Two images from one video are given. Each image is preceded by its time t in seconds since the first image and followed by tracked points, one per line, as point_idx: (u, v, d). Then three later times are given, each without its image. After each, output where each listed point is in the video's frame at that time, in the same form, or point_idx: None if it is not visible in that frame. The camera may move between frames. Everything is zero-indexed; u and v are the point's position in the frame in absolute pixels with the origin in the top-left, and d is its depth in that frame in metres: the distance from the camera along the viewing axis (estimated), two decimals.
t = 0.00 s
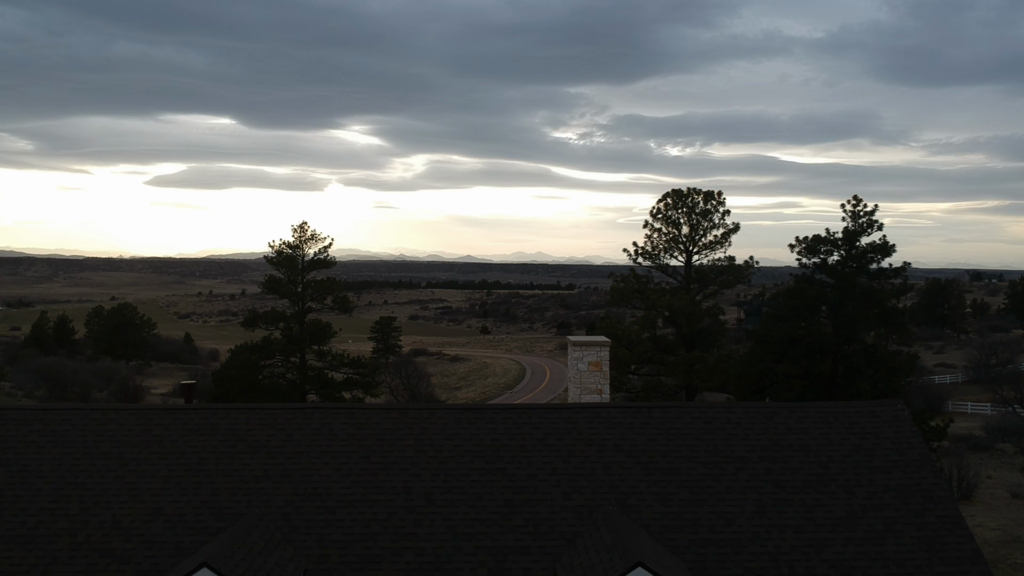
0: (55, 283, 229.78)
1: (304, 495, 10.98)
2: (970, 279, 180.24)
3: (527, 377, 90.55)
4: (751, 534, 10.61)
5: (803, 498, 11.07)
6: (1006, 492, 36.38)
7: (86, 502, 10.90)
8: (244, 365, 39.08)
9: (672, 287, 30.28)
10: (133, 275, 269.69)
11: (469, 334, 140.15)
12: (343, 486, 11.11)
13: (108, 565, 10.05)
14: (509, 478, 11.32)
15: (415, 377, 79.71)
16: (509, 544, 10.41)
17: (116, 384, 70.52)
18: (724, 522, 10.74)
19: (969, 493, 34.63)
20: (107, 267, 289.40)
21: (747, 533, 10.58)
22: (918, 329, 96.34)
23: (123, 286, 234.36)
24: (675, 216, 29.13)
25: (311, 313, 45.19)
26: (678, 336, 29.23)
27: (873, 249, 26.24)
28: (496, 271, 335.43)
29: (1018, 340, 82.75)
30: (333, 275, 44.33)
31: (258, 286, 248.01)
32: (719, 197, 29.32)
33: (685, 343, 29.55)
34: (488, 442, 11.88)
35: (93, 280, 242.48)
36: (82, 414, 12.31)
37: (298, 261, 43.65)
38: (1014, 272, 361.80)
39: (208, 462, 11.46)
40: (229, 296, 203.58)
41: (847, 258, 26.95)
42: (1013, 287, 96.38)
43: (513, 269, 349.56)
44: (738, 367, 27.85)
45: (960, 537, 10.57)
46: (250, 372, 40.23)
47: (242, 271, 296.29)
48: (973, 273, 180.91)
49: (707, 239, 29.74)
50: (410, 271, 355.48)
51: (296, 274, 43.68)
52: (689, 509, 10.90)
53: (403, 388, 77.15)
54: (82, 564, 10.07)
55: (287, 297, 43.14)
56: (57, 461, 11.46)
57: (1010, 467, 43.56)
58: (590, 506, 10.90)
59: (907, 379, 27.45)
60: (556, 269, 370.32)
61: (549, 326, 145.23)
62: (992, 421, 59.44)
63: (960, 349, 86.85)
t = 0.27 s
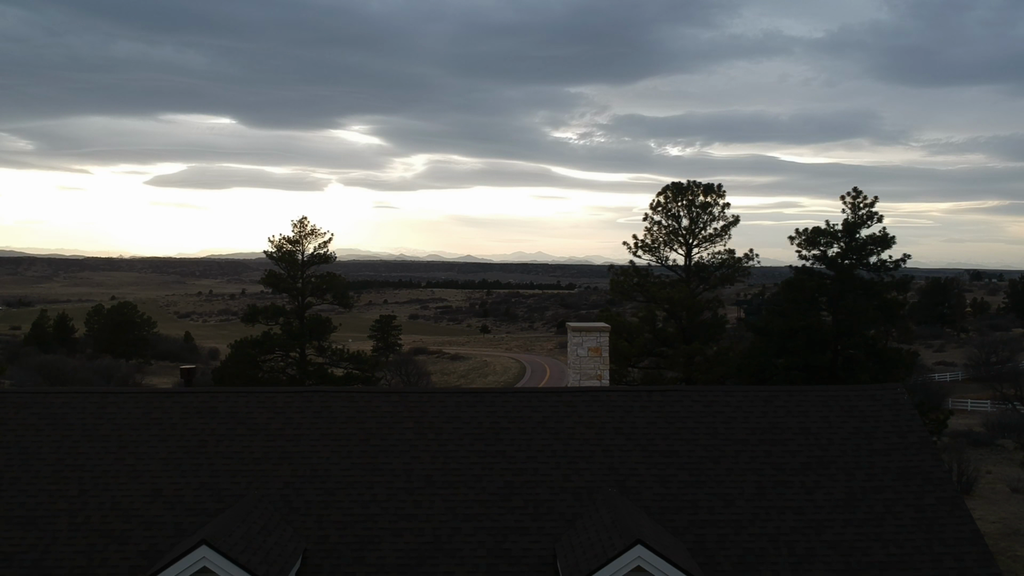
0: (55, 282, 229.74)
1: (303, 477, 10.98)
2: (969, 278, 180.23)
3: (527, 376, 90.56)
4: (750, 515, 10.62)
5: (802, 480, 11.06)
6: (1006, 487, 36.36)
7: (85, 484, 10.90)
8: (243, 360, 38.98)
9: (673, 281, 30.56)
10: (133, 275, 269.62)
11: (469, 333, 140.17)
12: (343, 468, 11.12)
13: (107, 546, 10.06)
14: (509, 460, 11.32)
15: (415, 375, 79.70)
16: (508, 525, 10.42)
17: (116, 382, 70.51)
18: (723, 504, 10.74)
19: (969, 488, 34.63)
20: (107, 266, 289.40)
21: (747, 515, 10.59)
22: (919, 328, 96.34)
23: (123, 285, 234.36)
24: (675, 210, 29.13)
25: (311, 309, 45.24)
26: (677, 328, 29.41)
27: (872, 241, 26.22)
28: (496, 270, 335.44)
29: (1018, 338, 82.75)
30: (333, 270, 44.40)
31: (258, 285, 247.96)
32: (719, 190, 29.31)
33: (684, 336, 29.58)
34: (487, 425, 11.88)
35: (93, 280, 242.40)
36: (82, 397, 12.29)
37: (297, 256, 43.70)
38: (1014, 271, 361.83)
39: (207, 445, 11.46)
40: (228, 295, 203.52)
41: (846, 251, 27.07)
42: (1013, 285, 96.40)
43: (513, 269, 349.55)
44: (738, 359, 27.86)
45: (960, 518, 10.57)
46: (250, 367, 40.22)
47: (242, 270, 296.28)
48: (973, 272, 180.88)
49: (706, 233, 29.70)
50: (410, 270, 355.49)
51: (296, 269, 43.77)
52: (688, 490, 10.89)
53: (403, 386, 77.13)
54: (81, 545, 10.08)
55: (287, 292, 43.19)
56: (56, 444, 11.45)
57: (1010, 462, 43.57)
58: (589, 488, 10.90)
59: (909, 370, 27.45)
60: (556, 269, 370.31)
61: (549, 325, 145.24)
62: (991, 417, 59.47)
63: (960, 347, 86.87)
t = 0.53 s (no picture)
0: (54, 282, 229.50)
1: (303, 458, 10.99)
2: (969, 277, 180.25)
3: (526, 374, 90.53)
4: (750, 496, 10.62)
5: (802, 462, 11.06)
6: (1006, 481, 36.37)
7: (84, 465, 10.90)
8: (244, 355, 38.89)
9: (673, 274, 30.70)
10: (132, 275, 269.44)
11: (469, 333, 140.13)
12: (342, 450, 11.12)
13: (107, 527, 10.08)
14: (508, 443, 11.33)
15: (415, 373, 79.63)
16: (508, 506, 10.43)
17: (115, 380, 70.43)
18: (723, 485, 10.74)
19: (969, 482, 34.65)
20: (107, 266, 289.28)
21: (747, 496, 10.60)
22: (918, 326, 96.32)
23: (122, 285, 234.26)
24: (675, 202, 29.13)
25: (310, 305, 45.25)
26: (677, 321, 29.53)
27: (872, 233, 26.20)
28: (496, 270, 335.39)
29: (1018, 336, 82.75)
30: (332, 266, 44.43)
31: (257, 285, 247.81)
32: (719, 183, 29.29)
33: (684, 329, 29.62)
34: (487, 408, 11.88)
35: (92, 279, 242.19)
36: (81, 380, 12.27)
37: (297, 251, 43.80)
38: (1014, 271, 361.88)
39: (206, 427, 11.44)
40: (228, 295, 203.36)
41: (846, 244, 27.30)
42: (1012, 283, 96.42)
43: (512, 268, 349.48)
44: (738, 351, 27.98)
45: (960, 499, 10.58)
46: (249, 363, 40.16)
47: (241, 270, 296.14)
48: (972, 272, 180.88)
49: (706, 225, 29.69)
50: (410, 270, 355.41)
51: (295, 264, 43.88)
52: (688, 472, 10.90)
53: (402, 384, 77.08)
54: (80, 525, 10.11)
55: (286, 288, 43.18)
56: (55, 426, 11.45)
57: (1010, 458, 43.57)
58: (589, 470, 10.90)
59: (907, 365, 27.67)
60: (556, 269, 370.30)
61: (548, 324, 145.21)
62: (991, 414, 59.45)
63: (960, 345, 86.84)
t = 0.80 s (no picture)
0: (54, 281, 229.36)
1: (302, 440, 10.99)
2: (969, 276, 180.29)
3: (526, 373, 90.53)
4: (750, 477, 10.63)
5: (802, 444, 11.05)
6: (1005, 475, 36.40)
7: (84, 446, 10.89)
8: (245, 348, 38.88)
9: (672, 267, 30.75)
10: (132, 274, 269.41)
11: (468, 332, 140.13)
12: (342, 432, 11.12)
13: (106, 507, 10.10)
14: (508, 425, 11.34)
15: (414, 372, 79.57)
16: (508, 487, 10.44)
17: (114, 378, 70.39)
18: (722, 466, 10.75)
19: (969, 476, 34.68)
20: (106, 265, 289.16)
21: (746, 477, 10.60)
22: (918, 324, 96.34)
23: (122, 284, 234.09)
24: (675, 195, 29.12)
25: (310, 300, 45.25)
26: (677, 313, 29.56)
27: (872, 224, 26.19)
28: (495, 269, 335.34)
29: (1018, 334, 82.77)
30: (332, 261, 44.44)
31: (257, 284, 247.69)
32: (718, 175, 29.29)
33: (684, 321, 29.67)
34: (486, 390, 11.88)
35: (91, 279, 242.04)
36: (80, 363, 12.26)
37: (298, 246, 43.89)
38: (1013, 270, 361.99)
39: (206, 409, 11.43)
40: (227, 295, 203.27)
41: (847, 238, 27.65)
42: (1012, 281, 96.47)
43: (512, 268, 349.50)
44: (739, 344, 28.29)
45: (959, 480, 10.59)
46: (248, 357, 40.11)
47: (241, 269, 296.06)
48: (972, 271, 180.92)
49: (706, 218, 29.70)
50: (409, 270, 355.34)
51: (295, 258, 43.96)
52: (688, 453, 10.90)
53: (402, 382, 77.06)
54: (80, 505, 10.13)
55: (286, 283, 43.17)
56: (54, 408, 11.45)
57: (1010, 453, 43.58)
58: (588, 452, 10.91)
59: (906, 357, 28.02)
60: (556, 268, 370.29)
61: (548, 323, 145.20)
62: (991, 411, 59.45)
63: (960, 343, 86.86)
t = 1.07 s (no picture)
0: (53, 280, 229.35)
1: (302, 422, 10.98)
2: (968, 275, 180.34)
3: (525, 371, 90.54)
4: (749, 458, 10.63)
5: (802, 426, 11.05)
6: (1005, 470, 36.44)
7: (82, 428, 10.89)
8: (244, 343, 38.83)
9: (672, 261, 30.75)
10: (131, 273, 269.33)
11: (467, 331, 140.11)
12: (341, 414, 11.12)
13: (106, 488, 10.10)
14: (507, 407, 11.33)
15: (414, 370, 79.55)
16: (507, 469, 10.45)
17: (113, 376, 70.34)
18: (722, 447, 10.75)
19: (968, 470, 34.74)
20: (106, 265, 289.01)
21: (746, 458, 10.60)
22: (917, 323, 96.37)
23: (121, 284, 233.91)
24: (674, 188, 29.12)
25: (309, 296, 45.20)
26: (676, 306, 29.63)
27: (871, 216, 26.22)
28: (495, 269, 335.32)
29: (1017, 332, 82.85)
30: (332, 257, 44.43)
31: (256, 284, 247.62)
32: (717, 168, 29.26)
33: (683, 314, 29.73)
34: (486, 374, 11.88)
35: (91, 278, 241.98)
36: (79, 346, 12.24)
37: (297, 241, 43.87)
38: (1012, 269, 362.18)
39: (205, 391, 11.43)
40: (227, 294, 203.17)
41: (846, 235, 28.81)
42: (1011, 279, 96.60)
43: (512, 267, 349.52)
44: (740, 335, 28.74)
45: (959, 461, 10.59)
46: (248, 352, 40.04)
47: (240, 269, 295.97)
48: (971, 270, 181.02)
49: (705, 211, 29.68)
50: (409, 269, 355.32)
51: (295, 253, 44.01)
52: (688, 435, 10.90)
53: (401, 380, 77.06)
54: (79, 486, 10.12)
55: (285, 278, 43.13)
56: (53, 391, 11.43)
57: (1009, 448, 43.66)
58: (588, 434, 10.91)
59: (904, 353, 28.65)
60: (555, 268, 370.32)
61: (547, 322, 145.15)
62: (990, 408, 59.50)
63: (959, 341, 86.92)
